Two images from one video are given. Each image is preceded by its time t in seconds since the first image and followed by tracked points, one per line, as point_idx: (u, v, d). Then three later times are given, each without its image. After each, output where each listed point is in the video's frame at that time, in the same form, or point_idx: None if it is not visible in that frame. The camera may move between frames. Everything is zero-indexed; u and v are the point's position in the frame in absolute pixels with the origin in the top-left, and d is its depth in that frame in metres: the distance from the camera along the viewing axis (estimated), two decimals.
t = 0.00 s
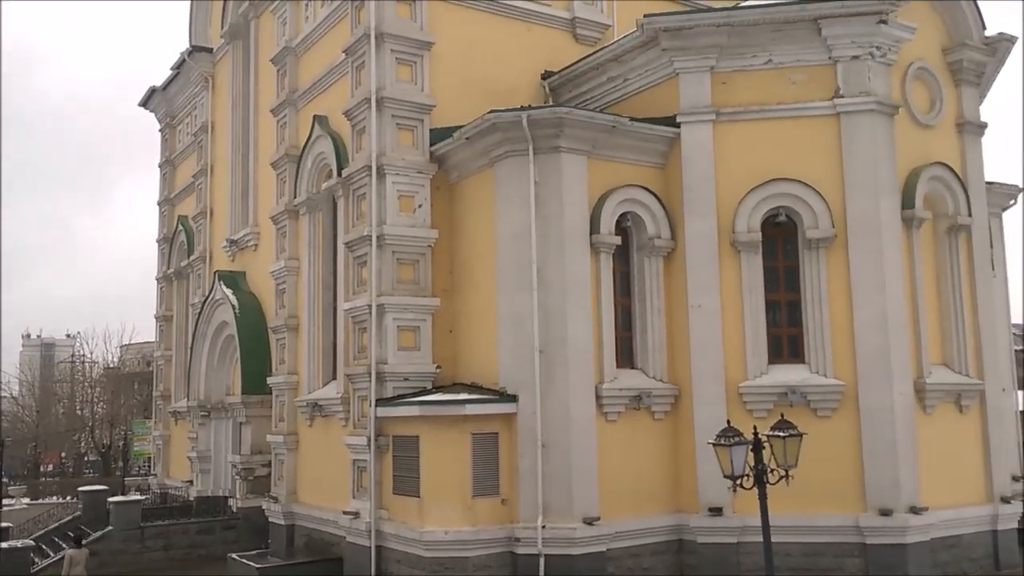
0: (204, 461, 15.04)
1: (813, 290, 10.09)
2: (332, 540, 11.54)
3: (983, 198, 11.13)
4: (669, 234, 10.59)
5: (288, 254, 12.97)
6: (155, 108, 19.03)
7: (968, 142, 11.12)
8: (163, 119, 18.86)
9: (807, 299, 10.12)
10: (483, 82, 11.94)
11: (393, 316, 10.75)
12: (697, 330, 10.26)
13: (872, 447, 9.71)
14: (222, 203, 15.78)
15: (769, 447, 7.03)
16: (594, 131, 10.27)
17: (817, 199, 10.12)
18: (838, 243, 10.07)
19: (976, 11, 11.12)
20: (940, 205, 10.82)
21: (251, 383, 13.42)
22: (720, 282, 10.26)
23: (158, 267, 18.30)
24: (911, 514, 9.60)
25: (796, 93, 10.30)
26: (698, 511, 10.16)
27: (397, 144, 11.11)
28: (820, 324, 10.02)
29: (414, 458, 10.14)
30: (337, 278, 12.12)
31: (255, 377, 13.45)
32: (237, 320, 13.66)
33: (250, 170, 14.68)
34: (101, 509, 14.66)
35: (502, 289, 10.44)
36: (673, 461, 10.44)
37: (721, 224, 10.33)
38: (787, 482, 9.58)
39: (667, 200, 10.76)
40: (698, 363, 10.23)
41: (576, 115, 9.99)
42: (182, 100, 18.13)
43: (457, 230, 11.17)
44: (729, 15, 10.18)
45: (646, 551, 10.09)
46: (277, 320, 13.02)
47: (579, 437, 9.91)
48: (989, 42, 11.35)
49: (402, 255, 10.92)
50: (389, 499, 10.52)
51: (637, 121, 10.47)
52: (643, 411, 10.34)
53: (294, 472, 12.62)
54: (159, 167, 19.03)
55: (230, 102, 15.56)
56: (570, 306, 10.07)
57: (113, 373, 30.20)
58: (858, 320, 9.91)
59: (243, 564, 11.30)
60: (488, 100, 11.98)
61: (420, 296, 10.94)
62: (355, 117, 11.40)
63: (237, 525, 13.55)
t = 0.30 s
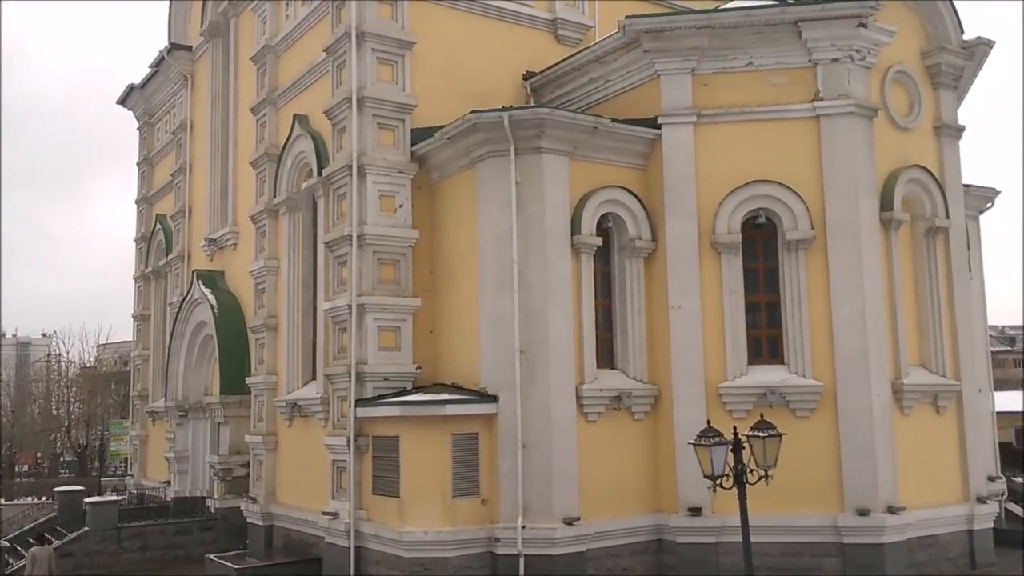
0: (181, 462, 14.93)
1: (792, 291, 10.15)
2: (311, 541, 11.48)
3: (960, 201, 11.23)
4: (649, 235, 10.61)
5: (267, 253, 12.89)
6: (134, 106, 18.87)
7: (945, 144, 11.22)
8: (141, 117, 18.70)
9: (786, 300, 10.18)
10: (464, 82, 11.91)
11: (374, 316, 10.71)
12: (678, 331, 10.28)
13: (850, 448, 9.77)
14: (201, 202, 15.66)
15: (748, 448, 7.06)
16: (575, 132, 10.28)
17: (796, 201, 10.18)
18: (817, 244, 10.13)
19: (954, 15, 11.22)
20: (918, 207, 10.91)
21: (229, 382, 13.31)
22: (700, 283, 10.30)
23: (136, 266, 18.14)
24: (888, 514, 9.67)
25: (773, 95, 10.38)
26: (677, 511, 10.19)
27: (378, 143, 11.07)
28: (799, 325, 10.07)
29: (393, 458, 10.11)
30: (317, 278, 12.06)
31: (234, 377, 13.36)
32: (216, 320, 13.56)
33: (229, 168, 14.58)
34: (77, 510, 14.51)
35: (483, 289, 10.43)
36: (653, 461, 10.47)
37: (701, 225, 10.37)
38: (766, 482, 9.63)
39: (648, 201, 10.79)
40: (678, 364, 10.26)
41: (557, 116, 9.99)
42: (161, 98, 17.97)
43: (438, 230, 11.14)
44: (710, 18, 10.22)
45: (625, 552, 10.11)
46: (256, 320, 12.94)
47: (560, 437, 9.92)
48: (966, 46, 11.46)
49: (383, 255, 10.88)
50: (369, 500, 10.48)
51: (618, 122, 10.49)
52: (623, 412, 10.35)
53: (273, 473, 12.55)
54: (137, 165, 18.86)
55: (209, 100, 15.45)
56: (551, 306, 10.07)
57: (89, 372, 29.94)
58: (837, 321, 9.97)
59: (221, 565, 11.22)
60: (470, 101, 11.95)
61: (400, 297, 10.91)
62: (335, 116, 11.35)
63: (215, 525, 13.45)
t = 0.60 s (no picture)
0: (165, 455, 14.85)
1: (777, 287, 10.19)
2: (296, 535, 11.45)
3: (945, 199, 11.30)
4: (636, 231, 10.62)
5: (253, 246, 12.82)
6: (118, 97, 18.71)
7: (930, 142, 11.28)
8: (126, 108, 18.55)
9: (772, 296, 10.22)
10: (452, 76, 11.87)
11: (360, 310, 10.69)
12: (664, 326, 10.31)
13: (834, 443, 9.84)
14: (185, 194, 15.57)
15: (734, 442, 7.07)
16: (563, 127, 10.27)
17: (782, 197, 10.22)
18: (803, 241, 10.17)
19: (940, 14, 11.27)
20: (903, 205, 10.97)
21: (214, 376, 13.26)
22: (687, 278, 10.33)
23: (119, 259, 18.01)
24: (871, 509, 9.74)
25: (760, 92, 10.40)
26: (662, 505, 10.23)
27: (364, 137, 11.03)
28: (784, 321, 10.12)
29: (379, 453, 10.09)
30: (303, 272, 12.02)
31: (218, 371, 13.30)
32: (200, 314, 13.49)
33: (214, 161, 14.49)
34: (60, 503, 14.39)
35: (469, 284, 10.42)
36: (639, 456, 10.49)
37: (688, 221, 10.40)
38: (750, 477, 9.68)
39: (635, 197, 10.80)
40: (664, 359, 10.28)
41: (545, 111, 9.99)
42: (145, 90, 17.84)
43: (425, 224, 11.11)
44: (698, 14, 10.23)
45: (611, 546, 10.14)
46: (241, 313, 12.87)
47: (545, 432, 9.93)
48: (952, 45, 11.52)
49: (369, 249, 10.85)
50: (354, 494, 10.46)
51: (605, 117, 10.50)
52: (609, 407, 10.38)
53: (258, 467, 12.51)
54: (121, 157, 18.72)
55: (194, 92, 15.35)
56: (537, 301, 10.08)
57: (71, 365, 29.73)
58: (822, 317, 10.03)
59: (205, 559, 11.17)
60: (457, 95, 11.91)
61: (386, 291, 10.88)
62: (321, 109, 11.30)
63: (199, 519, 13.41)
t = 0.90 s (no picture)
0: (151, 450, 14.77)
1: (765, 284, 10.21)
2: (282, 530, 11.42)
3: (932, 197, 11.35)
4: (625, 227, 10.62)
5: (240, 240, 12.76)
6: (104, 89, 18.57)
7: (918, 140, 11.32)
8: (112, 100, 18.41)
9: (760, 293, 10.24)
10: (442, 71, 11.82)
11: (347, 304, 10.65)
12: (652, 322, 10.31)
13: (820, 439, 9.87)
14: (172, 186, 15.47)
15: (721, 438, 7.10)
16: (553, 122, 10.25)
17: (771, 194, 10.24)
18: (791, 238, 10.20)
19: (930, 12, 11.29)
20: (890, 202, 11.01)
21: (201, 370, 13.22)
22: (675, 275, 10.34)
23: (105, 252, 17.89)
24: (856, 505, 9.79)
25: (750, 89, 10.41)
26: (649, 501, 10.25)
27: (353, 131, 10.99)
28: (772, 318, 10.14)
29: (366, 448, 10.07)
30: (291, 266, 11.97)
31: (205, 365, 13.24)
32: (187, 307, 13.42)
33: (202, 153, 14.40)
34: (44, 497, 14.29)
35: (458, 279, 10.40)
36: (626, 452, 10.51)
37: (677, 217, 10.40)
38: (737, 472, 9.71)
39: (624, 193, 10.79)
40: (652, 355, 10.29)
41: (534, 106, 9.97)
42: (132, 81, 17.71)
43: (414, 219, 11.08)
44: (688, 10, 10.23)
45: (597, 541, 10.15)
46: (228, 307, 12.81)
47: (533, 427, 9.93)
48: (941, 44, 11.55)
49: (357, 243, 10.82)
50: (341, 489, 10.43)
51: (595, 113, 10.49)
52: (597, 403, 10.38)
53: (244, 461, 12.46)
54: (107, 149, 18.59)
55: (182, 85, 15.24)
56: (526, 296, 10.07)
57: (57, 358, 29.56)
58: (810, 314, 10.06)
59: (191, 553, 11.13)
60: (447, 89, 11.87)
61: (375, 285, 10.85)
62: (310, 102, 11.24)
63: (185, 514, 13.41)
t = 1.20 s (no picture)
0: (140, 452, 14.71)
1: (756, 289, 10.24)
2: (271, 533, 11.38)
3: (921, 203, 11.40)
4: (616, 231, 10.63)
5: (230, 242, 12.71)
6: (94, 89, 18.49)
7: (908, 146, 11.37)
8: (102, 100, 18.33)
9: (750, 297, 10.26)
10: (433, 73, 11.81)
11: (338, 307, 10.63)
12: (643, 326, 10.32)
13: (810, 444, 9.90)
14: (162, 188, 15.41)
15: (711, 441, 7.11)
16: (544, 126, 10.25)
17: (761, 199, 10.27)
18: (781, 243, 10.23)
19: (920, 18, 11.33)
20: (880, 208, 11.06)
21: (190, 372, 13.15)
22: (666, 279, 10.36)
23: (94, 253, 17.81)
24: (845, 510, 9.82)
25: (741, 94, 10.43)
26: (638, 505, 10.26)
27: (344, 133, 10.97)
28: (762, 322, 10.17)
29: (356, 451, 10.04)
30: (281, 268, 11.94)
31: (194, 367, 13.19)
32: (176, 309, 13.36)
33: (192, 154, 14.34)
34: (32, 500, 14.20)
35: (449, 282, 10.38)
36: (616, 456, 10.51)
37: (668, 221, 10.42)
38: (726, 477, 9.73)
39: (615, 197, 10.80)
40: (642, 359, 10.29)
41: (526, 109, 9.97)
42: (122, 82, 17.64)
43: (405, 222, 11.06)
44: (680, 15, 10.24)
45: (587, 545, 10.15)
46: (217, 309, 12.76)
47: (523, 431, 9.92)
48: (931, 50, 11.59)
49: (348, 246, 10.80)
50: (331, 492, 10.40)
51: (587, 117, 10.49)
52: (588, 407, 10.38)
53: (233, 464, 12.42)
54: (96, 150, 18.50)
55: (172, 85, 15.19)
56: (517, 300, 10.07)
57: (45, 359, 29.39)
58: (800, 319, 10.09)
59: (179, 556, 11.08)
60: (438, 92, 11.85)
61: (365, 288, 10.83)
62: (301, 104, 11.21)
63: (173, 517, 13.30)
